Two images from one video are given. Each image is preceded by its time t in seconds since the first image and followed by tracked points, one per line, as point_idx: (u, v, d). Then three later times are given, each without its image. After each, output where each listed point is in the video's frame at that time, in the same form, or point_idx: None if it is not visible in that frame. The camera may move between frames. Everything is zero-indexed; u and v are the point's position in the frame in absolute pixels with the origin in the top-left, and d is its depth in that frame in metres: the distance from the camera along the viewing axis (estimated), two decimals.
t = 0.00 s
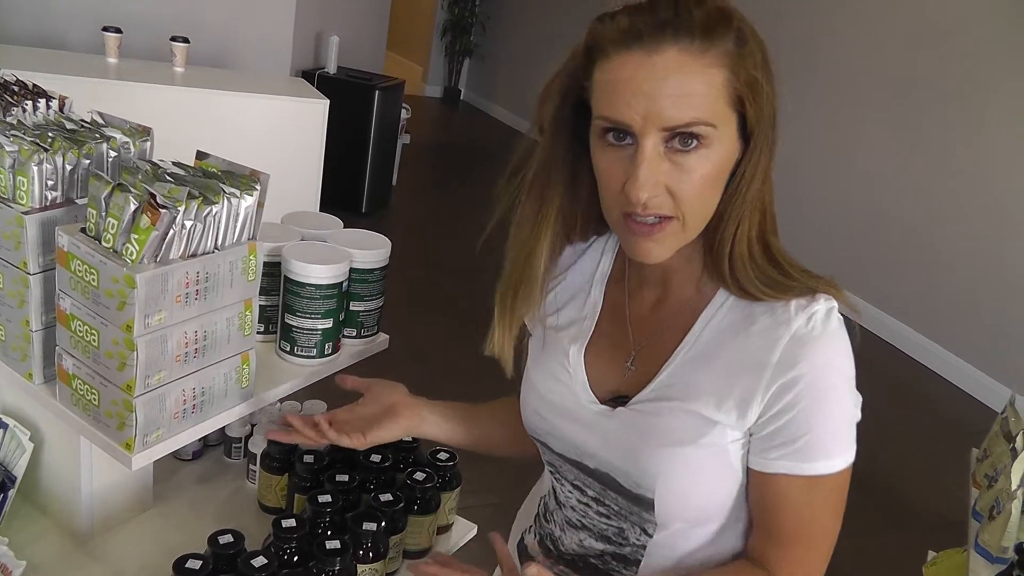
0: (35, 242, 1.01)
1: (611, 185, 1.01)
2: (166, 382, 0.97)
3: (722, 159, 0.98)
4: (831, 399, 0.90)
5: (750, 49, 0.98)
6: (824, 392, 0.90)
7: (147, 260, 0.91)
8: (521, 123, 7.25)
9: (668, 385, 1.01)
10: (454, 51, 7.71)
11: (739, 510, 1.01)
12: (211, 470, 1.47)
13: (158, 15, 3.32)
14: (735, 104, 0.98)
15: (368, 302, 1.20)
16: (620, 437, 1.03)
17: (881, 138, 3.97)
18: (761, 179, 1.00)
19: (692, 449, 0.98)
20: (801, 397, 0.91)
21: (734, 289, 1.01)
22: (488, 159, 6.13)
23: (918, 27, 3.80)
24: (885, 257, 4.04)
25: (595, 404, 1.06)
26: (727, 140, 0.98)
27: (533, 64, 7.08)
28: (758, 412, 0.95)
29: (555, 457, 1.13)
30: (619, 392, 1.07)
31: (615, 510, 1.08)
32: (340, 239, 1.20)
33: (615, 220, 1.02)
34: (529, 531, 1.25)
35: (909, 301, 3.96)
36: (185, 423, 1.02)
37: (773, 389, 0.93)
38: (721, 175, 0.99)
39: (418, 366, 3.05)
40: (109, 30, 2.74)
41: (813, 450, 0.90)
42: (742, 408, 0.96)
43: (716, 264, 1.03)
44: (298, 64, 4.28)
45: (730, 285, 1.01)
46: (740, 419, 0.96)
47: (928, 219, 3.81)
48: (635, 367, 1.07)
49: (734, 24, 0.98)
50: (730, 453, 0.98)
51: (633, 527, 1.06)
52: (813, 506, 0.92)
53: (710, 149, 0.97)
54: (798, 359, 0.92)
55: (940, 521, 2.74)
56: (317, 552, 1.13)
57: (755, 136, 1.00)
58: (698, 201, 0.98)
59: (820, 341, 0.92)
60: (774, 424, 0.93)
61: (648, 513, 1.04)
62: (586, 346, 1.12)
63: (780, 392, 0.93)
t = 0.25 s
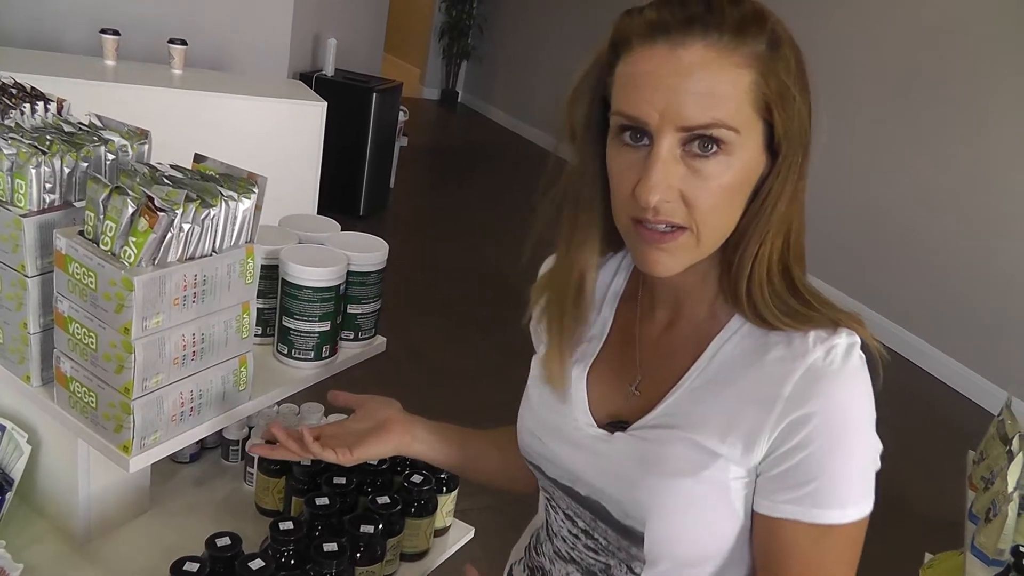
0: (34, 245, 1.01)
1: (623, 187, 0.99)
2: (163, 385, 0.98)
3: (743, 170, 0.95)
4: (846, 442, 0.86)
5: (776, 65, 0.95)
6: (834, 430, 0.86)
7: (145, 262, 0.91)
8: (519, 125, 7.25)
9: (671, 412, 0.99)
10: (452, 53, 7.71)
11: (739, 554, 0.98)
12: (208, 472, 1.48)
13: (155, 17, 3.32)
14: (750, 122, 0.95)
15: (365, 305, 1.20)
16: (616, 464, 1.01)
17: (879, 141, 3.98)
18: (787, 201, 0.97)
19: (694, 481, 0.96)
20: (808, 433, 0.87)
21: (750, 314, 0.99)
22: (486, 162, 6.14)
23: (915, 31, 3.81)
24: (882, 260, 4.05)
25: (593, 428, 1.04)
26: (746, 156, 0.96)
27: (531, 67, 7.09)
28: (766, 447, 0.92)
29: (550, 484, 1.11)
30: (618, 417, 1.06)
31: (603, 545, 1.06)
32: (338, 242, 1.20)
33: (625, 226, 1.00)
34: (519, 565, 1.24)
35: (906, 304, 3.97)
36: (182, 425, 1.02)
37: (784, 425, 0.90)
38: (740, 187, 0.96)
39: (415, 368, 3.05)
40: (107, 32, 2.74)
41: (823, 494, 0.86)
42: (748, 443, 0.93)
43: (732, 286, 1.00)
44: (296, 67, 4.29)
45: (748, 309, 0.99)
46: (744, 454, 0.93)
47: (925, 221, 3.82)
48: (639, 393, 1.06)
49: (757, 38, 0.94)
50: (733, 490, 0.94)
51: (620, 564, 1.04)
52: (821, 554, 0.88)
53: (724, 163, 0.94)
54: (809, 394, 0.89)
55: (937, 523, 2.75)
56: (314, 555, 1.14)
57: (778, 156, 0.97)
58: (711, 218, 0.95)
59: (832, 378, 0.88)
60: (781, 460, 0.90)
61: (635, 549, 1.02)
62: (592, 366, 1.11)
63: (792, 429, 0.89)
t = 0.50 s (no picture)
0: (36, 250, 1.01)
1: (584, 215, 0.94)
2: (165, 389, 0.98)
3: (678, 185, 0.84)
4: (837, 498, 0.78)
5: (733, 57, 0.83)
6: (831, 488, 0.79)
7: (147, 267, 0.92)
8: (520, 127, 7.26)
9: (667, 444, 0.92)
10: (453, 56, 7.72)
11: None
12: (210, 476, 1.48)
13: (157, 22, 3.33)
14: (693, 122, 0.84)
15: (366, 308, 1.20)
16: (603, 487, 0.97)
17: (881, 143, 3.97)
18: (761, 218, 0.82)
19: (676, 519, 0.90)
20: (800, 486, 0.80)
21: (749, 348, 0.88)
22: (487, 164, 6.14)
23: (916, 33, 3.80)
24: (884, 262, 4.05)
25: (593, 446, 1.00)
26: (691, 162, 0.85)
27: (532, 69, 7.09)
28: (752, 489, 0.85)
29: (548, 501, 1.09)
30: (618, 439, 1.01)
31: (588, 567, 1.04)
32: (340, 245, 1.21)
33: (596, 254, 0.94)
34: None
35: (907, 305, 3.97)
36: (185, 429, 1.02)
37: (773, 469, 0.83)
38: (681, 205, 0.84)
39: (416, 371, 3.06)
40: (108, 36, 2.74)
41: (810, 552, 0.79)
42: (734, 482, 0.86)
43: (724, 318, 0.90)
44: (297, 70, 4.29)
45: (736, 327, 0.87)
46: (729, 493, 0.87)
47: (926, 224, 3.82)
48: (647, 419, 1.00)
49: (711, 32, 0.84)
50: (719, 532, 0.88)
51: None
52: None
53: (654, 175, 0.83)
54: (806, 441, 0.81)
55: (939, 525, 2.75)
56: (316, 558, 1.14)
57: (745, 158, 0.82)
58: (641, 228, 0.84)
59: (838, 430, 0.80)
60: (769, 508, 0.83)
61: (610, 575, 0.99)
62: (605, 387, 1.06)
63: (782, 474, 0.82)
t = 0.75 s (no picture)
0: (35, 252, 1.02)
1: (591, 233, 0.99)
2: (163, 391, 0.98)
3: (624, 207, 0.87)
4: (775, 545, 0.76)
5: (672, 78, 0.82)
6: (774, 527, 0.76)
7: (147, 270, 0.92)
8: (518, 131, 7.27)
9: (648, 466, 0.91)
10: (451, 59, 7.68)
11: None
12: (207, 478, 1.48)
13: (155, 24, 3.34)
14: (629, 148, 0.85)
15: (364, 312, 1.21)
16: (583, 497, 0.97)
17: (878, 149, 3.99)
18: (694, 243, 0.81)
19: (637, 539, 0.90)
20: (746, 520, 0.79)
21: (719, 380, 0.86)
22: (485, 168, 6.15)
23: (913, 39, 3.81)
24: (880, 267, 4.06)
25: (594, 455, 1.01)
26: (630, 188, 0.86)
27: (529, 73, 7.10)
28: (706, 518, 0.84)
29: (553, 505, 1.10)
30: (619, 457, 1.02)
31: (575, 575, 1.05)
32: (338, 249, 1.21)
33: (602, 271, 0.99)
34: None
35: (903, 310, 3.98)
36: (183, 431, 1.03)
37: (722, 503, 0.82)
38: (634, 226, 0.87)
39: (413, 374, 3.06)
40: (107, 38, 2.75)
41: None
42: (691, 508, 0.85)
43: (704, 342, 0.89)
44: (295, 73, 4.30)
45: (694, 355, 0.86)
46: (687, 519, 0.86)
47: (922, 229, 3.83)
48: (651, 438, 1.01)
49: (656, 54, 0.84)
50: (676, 553, 0.88)
51: None
52: None
53: (609, 196, 0.88)
54: (754, 474, 0.79)
55: (935, 529, 2.75)
56: (312, 560, 1.14)
57: (681, 181, 0.81)
58: (605, 246, 0.90)
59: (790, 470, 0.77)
60: (718, 538, 0.82)
61: None
62: (625, 400, 1.07)
63: (731, 508, 0.81)
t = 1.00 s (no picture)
0: (37, 246, 1.01)
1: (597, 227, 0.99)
2: (165, 386, 0.98)
3: (620, 201, 0.86)
4: (721, 556, 0.76)
5: (669, 72, 0.81)
6: (722, 534, 0.76)
7: (149, 264, 0.92)
8: (519, 127, 7.26)
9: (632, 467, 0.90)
10: (452, 55, 7.71)
11: None
12: (208, 473, 1.48)
13: (157, 19, 3.33)
14: (624, 142, 0.85)
15: (367, 307, 1.20)
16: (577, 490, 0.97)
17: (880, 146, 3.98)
18: (677, 241, 0.80)
19: (607, 537, 0.90)
20: (697, 523, 0.79)
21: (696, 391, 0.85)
22: (486, 164, 6.15)
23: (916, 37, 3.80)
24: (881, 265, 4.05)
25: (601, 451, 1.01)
26: (626, 183, 0.85)
27: (531, 69, 7.09)
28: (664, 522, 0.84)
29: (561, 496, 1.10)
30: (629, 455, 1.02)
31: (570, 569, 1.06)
32: (341, 243, 1.21)
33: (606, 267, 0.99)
34: None
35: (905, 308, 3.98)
36: (185, 426, 1.03)
37: (676, 509, 0.81)
38: (628, 222, 0.86)
39: (414, 370, 3.06)
40: (109, 33, 2.74)
41: None
42: (653, 509, 0.85)
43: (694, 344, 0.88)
44: (297, 68, 4.29)
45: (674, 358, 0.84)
46: (649, 521, 0.85)
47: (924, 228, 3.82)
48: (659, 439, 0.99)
49: (657, 47, 0.84)
50: (640, 554, 0.88)
51: None
52: None
53: (607, 190, 0.88)
54: (709, 476, 0.79)
55: (935, 527, 2.75)
56: (314, 556, 1.14)
57: (668, 177, 0.80)
58: (603, 240, 0.89)
59: (744, 478, 0.77)
60: (673, 539, 0.82)
61: None
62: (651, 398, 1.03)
63: (684, 514, 0.81)
